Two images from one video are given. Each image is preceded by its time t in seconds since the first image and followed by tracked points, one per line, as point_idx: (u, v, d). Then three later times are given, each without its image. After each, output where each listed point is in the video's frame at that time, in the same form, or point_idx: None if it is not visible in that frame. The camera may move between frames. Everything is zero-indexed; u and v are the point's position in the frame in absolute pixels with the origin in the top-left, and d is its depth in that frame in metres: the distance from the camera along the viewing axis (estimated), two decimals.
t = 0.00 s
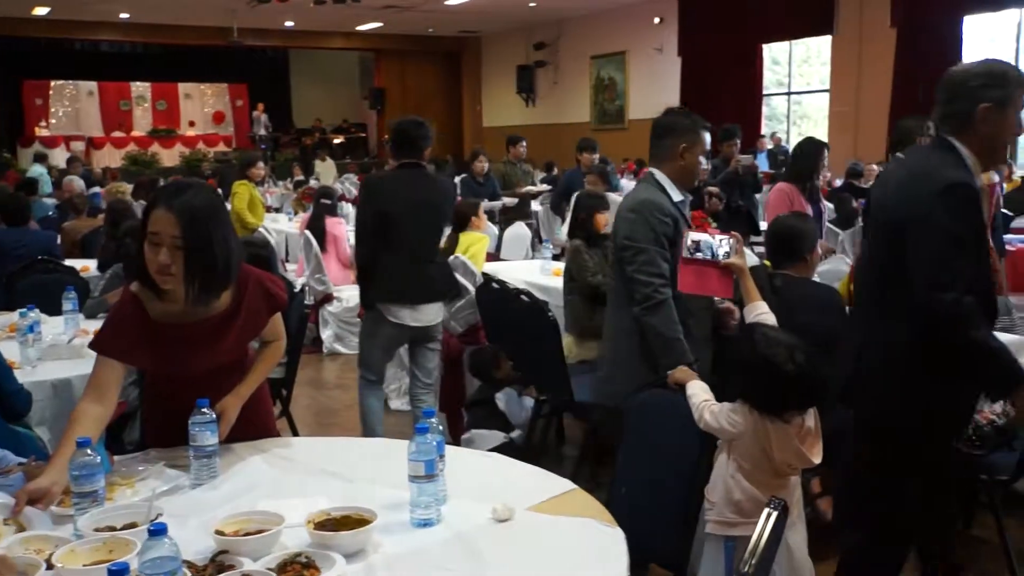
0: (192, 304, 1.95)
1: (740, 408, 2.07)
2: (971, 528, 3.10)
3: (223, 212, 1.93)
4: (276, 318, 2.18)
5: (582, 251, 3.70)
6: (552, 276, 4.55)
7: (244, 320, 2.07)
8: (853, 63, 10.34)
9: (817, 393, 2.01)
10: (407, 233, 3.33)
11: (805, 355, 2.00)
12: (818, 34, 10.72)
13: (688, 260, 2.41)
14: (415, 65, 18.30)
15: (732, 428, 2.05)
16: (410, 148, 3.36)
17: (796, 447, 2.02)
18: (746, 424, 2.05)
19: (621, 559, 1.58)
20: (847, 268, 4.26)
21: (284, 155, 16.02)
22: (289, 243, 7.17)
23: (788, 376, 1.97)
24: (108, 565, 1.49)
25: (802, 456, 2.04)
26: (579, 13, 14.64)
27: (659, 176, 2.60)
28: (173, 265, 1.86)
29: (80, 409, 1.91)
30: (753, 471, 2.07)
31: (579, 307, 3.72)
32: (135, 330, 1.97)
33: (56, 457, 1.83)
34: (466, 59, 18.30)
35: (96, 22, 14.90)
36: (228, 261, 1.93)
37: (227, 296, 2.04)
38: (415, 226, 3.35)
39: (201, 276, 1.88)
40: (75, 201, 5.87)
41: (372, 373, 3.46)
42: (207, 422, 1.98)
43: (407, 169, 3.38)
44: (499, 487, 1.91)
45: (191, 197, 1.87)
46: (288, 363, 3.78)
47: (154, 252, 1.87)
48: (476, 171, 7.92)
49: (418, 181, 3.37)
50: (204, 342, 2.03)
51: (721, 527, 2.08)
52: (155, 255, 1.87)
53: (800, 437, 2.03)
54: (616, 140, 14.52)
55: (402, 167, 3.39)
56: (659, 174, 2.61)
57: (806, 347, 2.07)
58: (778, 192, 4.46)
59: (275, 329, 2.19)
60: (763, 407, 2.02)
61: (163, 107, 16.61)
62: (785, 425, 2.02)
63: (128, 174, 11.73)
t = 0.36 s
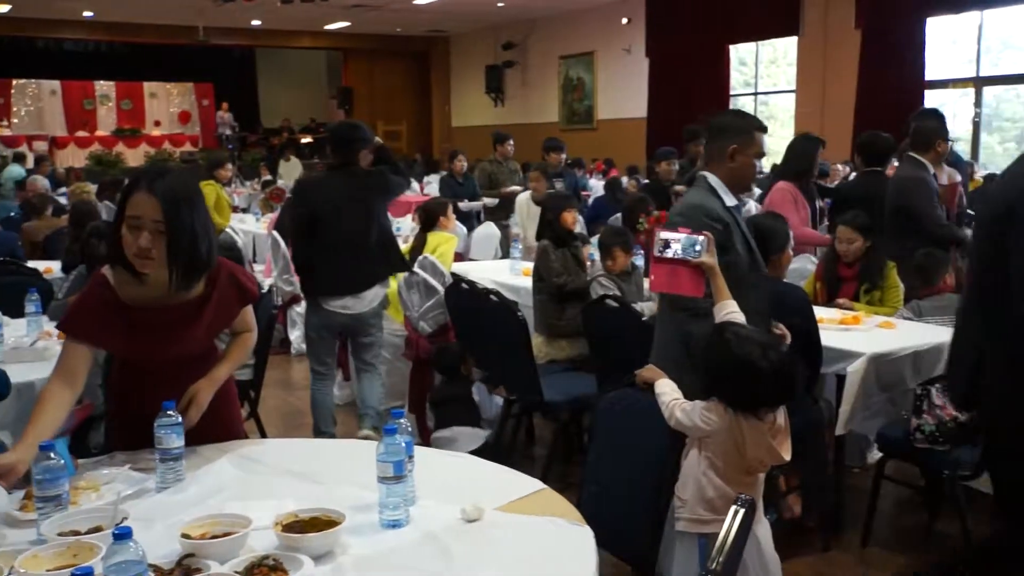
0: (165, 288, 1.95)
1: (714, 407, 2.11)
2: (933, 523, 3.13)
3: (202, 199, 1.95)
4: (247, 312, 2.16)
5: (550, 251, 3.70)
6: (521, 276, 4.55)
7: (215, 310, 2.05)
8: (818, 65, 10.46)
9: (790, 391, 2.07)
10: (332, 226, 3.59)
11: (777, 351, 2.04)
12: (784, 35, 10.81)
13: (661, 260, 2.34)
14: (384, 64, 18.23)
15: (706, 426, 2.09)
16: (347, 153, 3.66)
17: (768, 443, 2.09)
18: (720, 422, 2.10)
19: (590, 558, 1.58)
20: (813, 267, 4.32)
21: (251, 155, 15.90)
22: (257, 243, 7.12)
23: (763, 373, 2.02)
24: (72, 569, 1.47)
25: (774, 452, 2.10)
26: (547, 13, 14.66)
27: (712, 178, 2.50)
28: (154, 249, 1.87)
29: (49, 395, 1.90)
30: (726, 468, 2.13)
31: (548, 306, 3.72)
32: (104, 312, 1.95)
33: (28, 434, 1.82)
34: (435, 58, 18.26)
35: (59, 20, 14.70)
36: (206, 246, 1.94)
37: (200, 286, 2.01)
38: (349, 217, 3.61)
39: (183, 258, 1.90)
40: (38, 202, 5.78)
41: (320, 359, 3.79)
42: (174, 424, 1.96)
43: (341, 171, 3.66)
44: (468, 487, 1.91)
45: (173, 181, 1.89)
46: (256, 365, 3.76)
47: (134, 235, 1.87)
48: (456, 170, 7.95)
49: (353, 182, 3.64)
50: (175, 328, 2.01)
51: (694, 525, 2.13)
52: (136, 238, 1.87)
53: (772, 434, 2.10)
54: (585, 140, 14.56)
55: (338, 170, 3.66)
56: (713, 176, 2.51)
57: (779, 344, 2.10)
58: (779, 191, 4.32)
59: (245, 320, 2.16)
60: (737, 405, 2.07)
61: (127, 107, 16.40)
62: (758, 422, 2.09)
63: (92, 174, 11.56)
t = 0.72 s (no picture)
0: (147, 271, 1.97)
1: (685, 403, 2.08)
2: (897, 518, 3.17)
3: (183, 186, 1.97)
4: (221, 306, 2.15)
5: (518, 252, 3.68)
6: (488, 276, 4.55)
7: (184, 296, 2.04)
8: (783, 64, 10.55)
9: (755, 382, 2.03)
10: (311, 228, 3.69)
11: (740, 345, 2.04)
12: (748, 37, 10.91)
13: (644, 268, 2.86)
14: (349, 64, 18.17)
15: (676, 423, 2.06)
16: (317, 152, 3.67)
17: (738, 436, 2.04)
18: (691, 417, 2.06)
19: (557, 557, 1.59)
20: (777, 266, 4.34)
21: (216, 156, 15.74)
22: (221, 244, 7.05)
23: (729, 367, 2.00)
24: None
25: (746, 445, 2.06)
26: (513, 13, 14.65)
27: (804, 186, 2.45)
28: (145, 232, 1.89)
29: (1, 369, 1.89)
30: (699, 464, 2.09)
31: (517, 307, 3.72)
32: (77, 292, 1.96)
33: None
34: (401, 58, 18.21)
35: (18, 19, 14.47)
36: (185, 226, 1.96)
37: (174, 268, 2.03)
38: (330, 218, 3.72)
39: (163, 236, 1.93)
40: None
41: (286, 350, 3.81)
42: (136, 428, 1.94)
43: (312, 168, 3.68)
44: (435, 488, 1.90)
45: (155, 160, 1.90)
46: (220, 368, 3.72)
47: (123, 219, 1.88)
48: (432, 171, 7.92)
49: (330, 181, 3.68)
50: (143, 311, 2.00)
51: (669, 523, 2.09)
52: (125, 222, 1.88)
53: (743, 428, 2.06)
54: (551, 140, 14.58)
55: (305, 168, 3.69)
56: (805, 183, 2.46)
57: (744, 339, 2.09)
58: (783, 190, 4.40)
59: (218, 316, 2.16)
60: (704, 397, 2.03)
61: (89, 107, 16.16)
62: (728, 416, 2.04)
63: (52, 175, 11.38)
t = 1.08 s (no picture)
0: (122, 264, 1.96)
1: (662, 398, 2.16)
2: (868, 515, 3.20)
3: (158, 178, 1.95)
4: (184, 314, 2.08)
5: (489, 252, 3.70)
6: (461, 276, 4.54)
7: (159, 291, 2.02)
8: (754, 63, 10.65)
9: (730, 375, 2.12)
10: (293, 218, 3.91)
11: (713, 336, 2.12)
12: (718, 36, 10.98)
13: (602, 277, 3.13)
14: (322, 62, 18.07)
15: (654, 419, 2.13)
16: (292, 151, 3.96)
17: (716, 429, 2.11)
18: (668, 411, 2.13)
19: (531, 556, 1.59)
20: (749, 264, 4.37)
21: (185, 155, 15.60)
22: (192, 245, 6.98)
23: (701, 358, 2.08)
24: None
25: (724, 439, 2.12)
26: (485, 12, 14.62)
27: (908, 171, 2.45)
28: (121, 224, 1.88)
29: None
30: (678, 460, 2.14)
31: (489, 307, 3.72)
32: (56, 286, 1.97)
33: None
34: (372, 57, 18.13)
35: None
36: (162, 218, 1.95)
37: (150, 261, 2.02)
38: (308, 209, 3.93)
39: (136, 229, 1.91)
40: None
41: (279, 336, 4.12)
42: (107, 430, 1.91)
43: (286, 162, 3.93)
44: (408, 489, 1.90)
45: (128, 151, 1.88)
46: (190, 369, 3.68)
47: (97, 212, 1.87)
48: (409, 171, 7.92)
49: (305, 173, 3.89)
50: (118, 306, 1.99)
51: (650, 519, 2.16)
52: (100, 214, 1.87)
53: (719, 421, 2.13)
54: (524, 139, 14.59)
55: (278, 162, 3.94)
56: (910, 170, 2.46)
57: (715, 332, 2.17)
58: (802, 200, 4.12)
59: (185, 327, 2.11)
60: (681, 391, 2.11)
61: (57, 105, 15.96)
62: (702, 407, 2.12)
63: (19, 174, 11.22)
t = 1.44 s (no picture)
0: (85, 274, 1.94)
1: (654, 391, 2.15)
2: (843, 512, 3.22)
3: (120, 185, 1.94)
4: (152, 322, 2.11)
5: (467, 252, 3.68)
6: (438, 276, 4.53)
7: (129, 298, 2.03)
8: (730, 61, 10.75)
9: (719, 369, 2.12)
10: (260, 215, 3.94)
11: (701, 331, 2.11)
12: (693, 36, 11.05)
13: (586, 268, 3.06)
14: (297, 61, 17.99)
15: (646, 415, 2.12)
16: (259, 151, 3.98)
17: (705, 423, 2.13)
18: (659, 407, 2.13)
19: (508, 557, 1.58)
20: (725, 263, 4.39)
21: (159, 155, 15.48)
22: (166, 245, 6.93)
23: (692, 353, 2.07)
24: None
25: (712, 432, 2.15)
26: (461, 11, 14.61)
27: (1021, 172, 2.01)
28: (83, 234, 1.86)
29: None
30: (666, 453, 2.16)
31: (468, 307, 3.71)
32: (21, 300, 1.93)
33: None
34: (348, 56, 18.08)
35: None
36: (124, 226, 1.94)
37: (115, 270, 2.01)
38: (276, 206, 3.95)
39: (99, 240, 1.90)
40: None
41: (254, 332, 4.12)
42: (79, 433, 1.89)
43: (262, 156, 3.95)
44: (384, 490, 1.89)
45: (88, 159, 1.87)
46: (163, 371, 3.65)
47: (59, 222, 1.85)
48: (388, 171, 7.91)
49: (278, 171, 3.90)
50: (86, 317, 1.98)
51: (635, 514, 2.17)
52: (62, 225, 1.85)
53: (707, 415, 2.15)
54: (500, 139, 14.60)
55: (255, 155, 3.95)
56: None
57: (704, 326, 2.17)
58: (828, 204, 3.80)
59: (152, 332, 2.12)
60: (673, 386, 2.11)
61: (28, 104, 15.79)
62: (692, 402, 2.13)
63: None
